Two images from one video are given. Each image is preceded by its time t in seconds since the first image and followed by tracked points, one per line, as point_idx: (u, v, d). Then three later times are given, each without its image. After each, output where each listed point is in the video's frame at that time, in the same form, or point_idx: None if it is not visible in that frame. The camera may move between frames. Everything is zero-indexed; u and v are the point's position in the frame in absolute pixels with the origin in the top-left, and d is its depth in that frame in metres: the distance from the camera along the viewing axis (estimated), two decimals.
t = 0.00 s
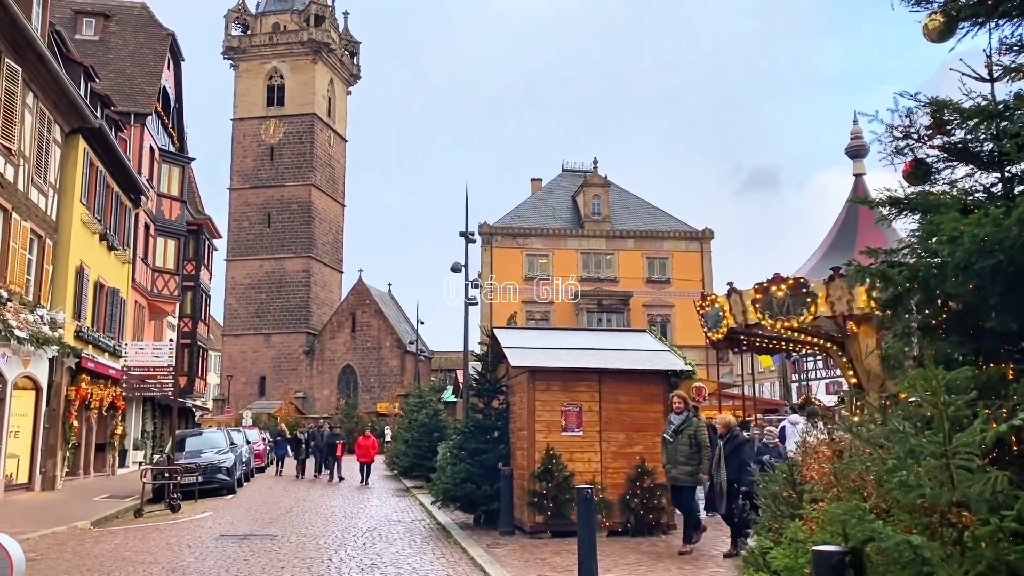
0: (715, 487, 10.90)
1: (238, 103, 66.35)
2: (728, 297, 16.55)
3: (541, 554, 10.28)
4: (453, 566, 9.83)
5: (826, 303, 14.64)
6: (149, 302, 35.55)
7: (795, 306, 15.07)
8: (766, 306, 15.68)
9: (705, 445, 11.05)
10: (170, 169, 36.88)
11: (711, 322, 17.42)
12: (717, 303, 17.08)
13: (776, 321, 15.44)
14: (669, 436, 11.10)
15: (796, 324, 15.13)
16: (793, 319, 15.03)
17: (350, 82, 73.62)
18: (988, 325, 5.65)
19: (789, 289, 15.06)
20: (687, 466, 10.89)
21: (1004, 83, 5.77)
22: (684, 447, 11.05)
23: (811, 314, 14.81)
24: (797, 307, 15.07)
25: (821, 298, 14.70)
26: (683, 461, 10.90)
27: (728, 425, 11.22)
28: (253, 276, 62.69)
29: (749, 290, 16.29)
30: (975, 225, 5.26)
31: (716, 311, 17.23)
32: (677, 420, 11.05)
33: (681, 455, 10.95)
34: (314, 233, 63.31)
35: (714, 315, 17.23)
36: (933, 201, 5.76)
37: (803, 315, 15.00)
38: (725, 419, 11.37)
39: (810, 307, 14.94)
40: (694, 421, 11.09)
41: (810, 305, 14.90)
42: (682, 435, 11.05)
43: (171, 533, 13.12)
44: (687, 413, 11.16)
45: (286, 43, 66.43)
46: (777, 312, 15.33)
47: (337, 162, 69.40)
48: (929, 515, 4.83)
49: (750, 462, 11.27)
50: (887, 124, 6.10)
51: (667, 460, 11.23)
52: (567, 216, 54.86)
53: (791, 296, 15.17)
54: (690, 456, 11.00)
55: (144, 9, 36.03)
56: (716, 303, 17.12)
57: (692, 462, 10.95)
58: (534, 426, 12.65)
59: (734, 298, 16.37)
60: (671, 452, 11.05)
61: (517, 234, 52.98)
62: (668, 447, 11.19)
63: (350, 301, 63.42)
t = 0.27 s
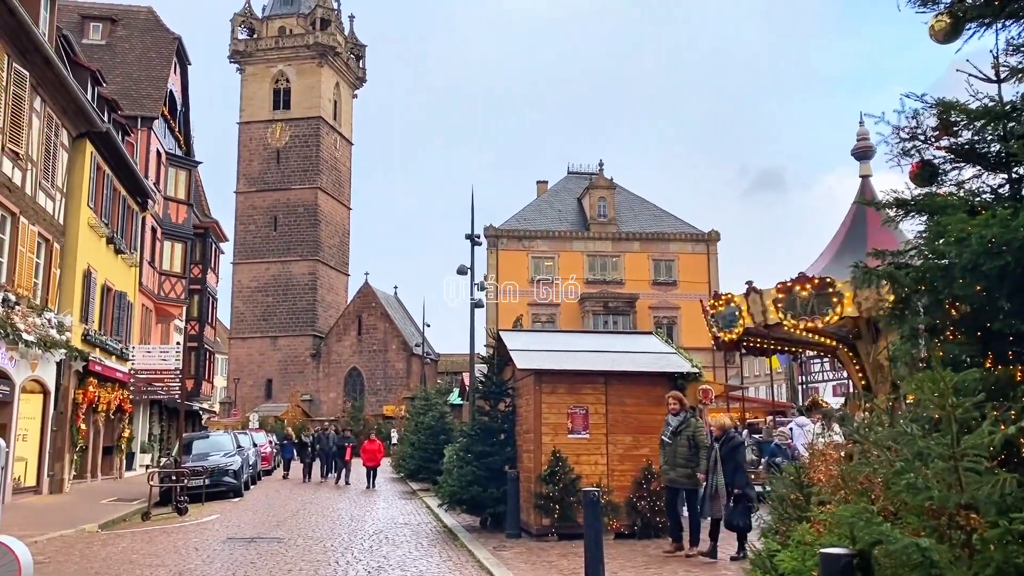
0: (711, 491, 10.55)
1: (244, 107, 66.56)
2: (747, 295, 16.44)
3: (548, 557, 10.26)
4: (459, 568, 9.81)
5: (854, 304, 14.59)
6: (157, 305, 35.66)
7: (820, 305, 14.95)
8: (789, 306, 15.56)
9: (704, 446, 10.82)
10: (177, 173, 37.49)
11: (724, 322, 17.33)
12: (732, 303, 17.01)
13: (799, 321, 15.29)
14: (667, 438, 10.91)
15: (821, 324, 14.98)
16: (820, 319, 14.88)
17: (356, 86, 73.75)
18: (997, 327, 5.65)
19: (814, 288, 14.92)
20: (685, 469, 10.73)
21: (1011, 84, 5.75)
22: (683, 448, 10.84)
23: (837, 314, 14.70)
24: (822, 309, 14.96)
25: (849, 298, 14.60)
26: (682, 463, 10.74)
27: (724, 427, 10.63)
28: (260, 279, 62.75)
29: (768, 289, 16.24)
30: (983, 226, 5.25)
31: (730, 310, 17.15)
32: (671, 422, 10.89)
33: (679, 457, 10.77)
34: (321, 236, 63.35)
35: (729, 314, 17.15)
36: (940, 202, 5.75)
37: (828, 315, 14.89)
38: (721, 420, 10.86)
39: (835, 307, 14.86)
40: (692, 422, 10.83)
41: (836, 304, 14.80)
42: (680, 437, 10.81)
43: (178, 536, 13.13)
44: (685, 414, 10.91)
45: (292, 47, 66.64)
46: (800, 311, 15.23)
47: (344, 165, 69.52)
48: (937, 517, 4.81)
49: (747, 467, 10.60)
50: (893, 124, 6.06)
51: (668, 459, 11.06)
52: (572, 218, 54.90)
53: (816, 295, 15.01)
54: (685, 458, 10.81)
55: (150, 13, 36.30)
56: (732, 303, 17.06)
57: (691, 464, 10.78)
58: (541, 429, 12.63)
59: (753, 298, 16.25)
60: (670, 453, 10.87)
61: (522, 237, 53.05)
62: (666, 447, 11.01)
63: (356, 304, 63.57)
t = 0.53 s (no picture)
0: (697, 491, 10.51)
1: (257, 117, 66.81)
2: (758, 295, 16.37)
3: (553, 552, 10.47)
4: (467, 563, 10.00)
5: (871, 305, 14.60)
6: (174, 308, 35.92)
7: (836, 305, 14.91)
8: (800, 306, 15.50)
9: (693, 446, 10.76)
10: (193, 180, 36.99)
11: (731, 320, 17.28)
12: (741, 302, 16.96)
13: (812, 322, 15.24)
14: (654, 440, 10.90)
15: (835, 324, 14.95)
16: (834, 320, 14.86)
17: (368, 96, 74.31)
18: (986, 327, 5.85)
19: (828, 288, 14.90)
20: (674, 469, 10.69)
21: (1000, 93, 5.95)
22: (672, 450, 10.80)
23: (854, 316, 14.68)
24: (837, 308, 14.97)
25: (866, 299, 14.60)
26: (672, 464, 10.70)
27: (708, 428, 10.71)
28: (273, 282, 62.96)
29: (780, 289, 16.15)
30: (973, 230, 5.43)
31: (738, 308, 17.11)
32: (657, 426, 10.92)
33: (667, 457, 10.74)
34: (332, 241, 63.61)
35: (737, 312, 17.09)
36: (932, 207, 5.93)
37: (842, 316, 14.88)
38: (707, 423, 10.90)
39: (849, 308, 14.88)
40: (678, 424, 10.86)
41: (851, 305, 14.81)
42: (668, 437, 10.80)
43: (194, 531, 13.36)
44: (671, 415, 10.95)
45: (304, 58, 66.94)
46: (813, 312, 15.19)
47: (354, 172, 69.95)
48: (930, 513, 4.99)
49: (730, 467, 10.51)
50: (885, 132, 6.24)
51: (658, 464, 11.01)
52: (575, 224, 55.14)
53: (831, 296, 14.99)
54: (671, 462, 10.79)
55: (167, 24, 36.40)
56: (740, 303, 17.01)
57: (680, 464, 10.73)
58: (545, 428, 12.80)
59: (764, 297, 16.19)
60: (658, 455, 10.83)
61: (527, 241, 53.28)
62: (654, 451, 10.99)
63: (367, 306, 64.50)
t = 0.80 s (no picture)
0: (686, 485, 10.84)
1: (277, 134, 70.43)
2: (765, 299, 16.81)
3: (558, 544, 10.80)
4: (474, 555, 10.35)
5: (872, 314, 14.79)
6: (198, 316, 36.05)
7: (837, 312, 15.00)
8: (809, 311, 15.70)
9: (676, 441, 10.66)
10: (215, 195, 38.61)
11: (734, 323, 17.67)
12: (745, 306, 17.37)
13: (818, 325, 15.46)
14: (637, 436, 10.76)
15: (840, 331, 15.33)
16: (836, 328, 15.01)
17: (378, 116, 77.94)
18: (965, 331, 6.21)
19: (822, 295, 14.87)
20: (658, 465, 10.62)
21: (978, 108, 6.25)
22: (654, 446, 10.70)
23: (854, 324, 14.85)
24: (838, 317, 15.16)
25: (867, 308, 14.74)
26: (654, 458, 10.62)
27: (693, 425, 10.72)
28: (292, 291, 65.72)
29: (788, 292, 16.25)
30: (953, 239, 5.78)
31: (741, 312, 17.52)
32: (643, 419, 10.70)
33: (650, 454, 10.65)
34: (346, 253, 66.16)
35: (740, 315, 17.49)
36: (915, 217, 6.26)
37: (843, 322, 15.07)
38: (689, 418, 10.94)
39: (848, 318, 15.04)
40: (660, 420, 10.69)
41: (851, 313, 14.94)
42: (651, 434, 10.64)
43: (216, 526, 13.78)
44: (654, 412, 10.79)
45: (321, 80, 71.28)
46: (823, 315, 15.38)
47: (367, 187, 73.00)
48: (915, 506, 5.32)
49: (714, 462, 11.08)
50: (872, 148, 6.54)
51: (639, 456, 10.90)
52: (577, 235, 55.58)
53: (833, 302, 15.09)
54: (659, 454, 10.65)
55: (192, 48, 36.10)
56: (744, 305, 17.29)
57: (663, 459, 10.65)
58: (548, 426, 13.17)
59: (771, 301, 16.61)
60: (641, 451, 10.73)
61: (531, 250, 53.79)
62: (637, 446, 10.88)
63: (379, 313, 66.01)
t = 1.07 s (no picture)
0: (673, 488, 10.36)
1: (285, 143, 70.99)
2: (776, 301, 15.91)
3: (559, 543, 10.93)
4: (478, 553, 10.50)
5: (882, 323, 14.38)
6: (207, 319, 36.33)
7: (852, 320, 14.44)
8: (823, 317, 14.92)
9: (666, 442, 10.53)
10: (225, 202, 38.55)
11: (742, 324, 16.83)
12: (755, 307, 16.48)
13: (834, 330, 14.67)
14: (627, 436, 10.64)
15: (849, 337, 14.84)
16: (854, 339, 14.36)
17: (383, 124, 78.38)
18: (957, 334, 6.36)
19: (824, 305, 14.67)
20: (648, 464, 10.43)
21: (969, 117, 6.39)
22: (643, 446, 10.56)
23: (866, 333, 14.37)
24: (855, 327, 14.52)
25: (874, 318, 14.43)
26: (643, 459, 10.44)
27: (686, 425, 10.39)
28: (300, 295, 65.95)
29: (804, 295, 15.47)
30: (945, 244, 5.93)
31: (750, 313, 16.65)
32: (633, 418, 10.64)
33: (639, 453, 10.48)
34: (353, 258, 66.46)
35: (749, 317, 16.65)
36: (908, 223, 6.41)
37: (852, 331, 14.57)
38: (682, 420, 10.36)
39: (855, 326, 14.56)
40: (650, 420, 10.62)
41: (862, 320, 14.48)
42: (640, 433, 10.54)
43: (225, 525, 13.93)
44: (644, 413, 10.71)
45: (328, 90, 71.96)
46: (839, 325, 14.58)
47: (373, 194, 73.34)
48: (908, 505, 5.44)
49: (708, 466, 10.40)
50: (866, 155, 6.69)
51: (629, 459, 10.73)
52: (577, 240, 55.73)
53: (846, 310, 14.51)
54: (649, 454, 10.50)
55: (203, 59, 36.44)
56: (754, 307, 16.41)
57: (652, 459, 10.49)
58: (550, 428, 13.33)
59: (783, 303, 15.74)
60: (630, 451, 10.56)
61: (532, 255, 53.89)
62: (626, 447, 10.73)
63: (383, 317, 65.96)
